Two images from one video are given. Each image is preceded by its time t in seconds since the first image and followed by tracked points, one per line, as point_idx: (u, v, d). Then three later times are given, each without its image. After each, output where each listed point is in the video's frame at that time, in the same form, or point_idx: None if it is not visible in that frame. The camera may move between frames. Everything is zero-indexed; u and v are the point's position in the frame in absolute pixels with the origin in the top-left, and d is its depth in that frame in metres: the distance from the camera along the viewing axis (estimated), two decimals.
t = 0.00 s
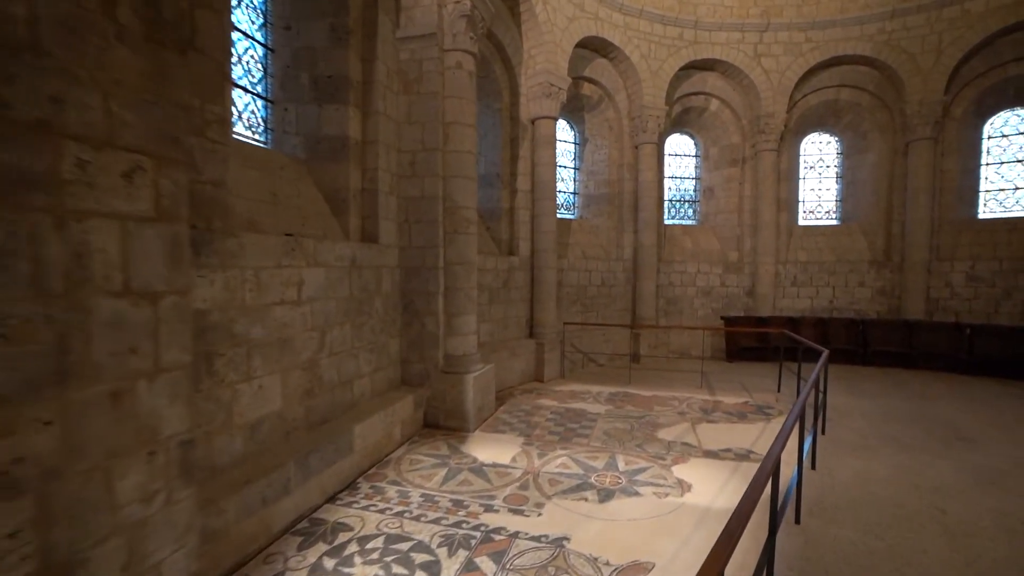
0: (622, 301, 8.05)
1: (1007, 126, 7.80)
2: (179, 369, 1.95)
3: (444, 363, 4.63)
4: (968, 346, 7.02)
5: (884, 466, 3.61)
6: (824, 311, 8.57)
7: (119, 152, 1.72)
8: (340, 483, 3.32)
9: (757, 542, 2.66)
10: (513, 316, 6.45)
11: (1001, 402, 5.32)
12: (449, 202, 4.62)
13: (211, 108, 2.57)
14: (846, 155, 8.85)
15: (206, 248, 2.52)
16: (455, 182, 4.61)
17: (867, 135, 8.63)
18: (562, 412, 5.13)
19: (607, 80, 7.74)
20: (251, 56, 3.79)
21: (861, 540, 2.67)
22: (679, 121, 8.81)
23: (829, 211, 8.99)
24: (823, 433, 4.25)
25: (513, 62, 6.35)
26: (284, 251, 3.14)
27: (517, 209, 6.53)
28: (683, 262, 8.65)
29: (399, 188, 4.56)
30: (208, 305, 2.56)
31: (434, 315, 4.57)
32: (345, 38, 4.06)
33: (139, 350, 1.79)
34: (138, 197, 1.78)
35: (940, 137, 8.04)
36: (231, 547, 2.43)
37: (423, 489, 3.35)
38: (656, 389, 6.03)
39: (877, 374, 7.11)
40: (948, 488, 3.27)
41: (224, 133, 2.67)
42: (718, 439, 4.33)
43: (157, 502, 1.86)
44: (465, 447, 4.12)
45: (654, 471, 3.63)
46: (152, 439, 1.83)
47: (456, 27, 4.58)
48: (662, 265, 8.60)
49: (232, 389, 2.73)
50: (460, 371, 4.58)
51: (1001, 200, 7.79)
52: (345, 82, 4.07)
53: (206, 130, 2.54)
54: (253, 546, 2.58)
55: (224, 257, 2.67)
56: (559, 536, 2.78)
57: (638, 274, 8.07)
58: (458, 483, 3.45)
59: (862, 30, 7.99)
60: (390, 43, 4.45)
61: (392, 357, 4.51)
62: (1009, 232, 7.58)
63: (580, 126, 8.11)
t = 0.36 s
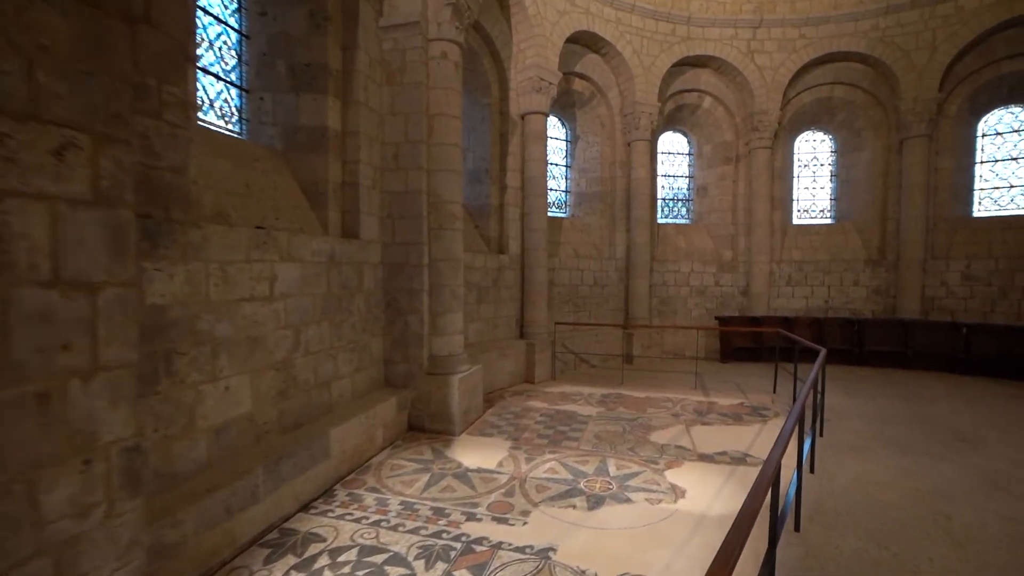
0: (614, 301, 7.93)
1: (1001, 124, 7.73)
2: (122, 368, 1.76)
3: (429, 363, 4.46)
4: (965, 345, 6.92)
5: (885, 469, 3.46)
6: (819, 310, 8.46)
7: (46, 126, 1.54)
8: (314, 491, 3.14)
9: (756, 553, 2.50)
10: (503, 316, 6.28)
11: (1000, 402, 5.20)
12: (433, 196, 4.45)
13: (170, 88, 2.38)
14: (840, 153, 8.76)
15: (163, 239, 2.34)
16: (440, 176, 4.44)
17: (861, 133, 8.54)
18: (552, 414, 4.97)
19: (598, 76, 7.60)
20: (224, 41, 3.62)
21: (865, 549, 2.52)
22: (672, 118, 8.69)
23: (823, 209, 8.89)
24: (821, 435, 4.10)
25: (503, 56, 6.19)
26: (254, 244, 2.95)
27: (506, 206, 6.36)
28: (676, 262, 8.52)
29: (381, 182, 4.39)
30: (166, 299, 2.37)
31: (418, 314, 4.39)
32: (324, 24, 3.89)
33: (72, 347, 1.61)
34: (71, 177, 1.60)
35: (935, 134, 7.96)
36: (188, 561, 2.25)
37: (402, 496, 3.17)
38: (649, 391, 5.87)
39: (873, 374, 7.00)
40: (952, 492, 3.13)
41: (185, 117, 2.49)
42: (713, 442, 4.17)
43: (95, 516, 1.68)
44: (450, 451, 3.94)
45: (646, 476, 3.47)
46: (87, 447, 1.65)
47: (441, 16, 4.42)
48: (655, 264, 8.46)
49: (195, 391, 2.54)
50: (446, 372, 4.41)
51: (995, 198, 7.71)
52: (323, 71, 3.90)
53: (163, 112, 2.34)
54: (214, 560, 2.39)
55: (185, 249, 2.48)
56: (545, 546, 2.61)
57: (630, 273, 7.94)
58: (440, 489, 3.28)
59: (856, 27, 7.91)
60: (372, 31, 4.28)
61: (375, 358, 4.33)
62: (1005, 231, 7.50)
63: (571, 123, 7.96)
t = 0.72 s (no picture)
0: (609, 300, 7.79)
1: (1003, 121, 7.62)
2: (63, 368, 1.60)
3: (416, 363, 4.31)
4: (966, 345, 6.79)
5: (889, 473, 3.32)
6: (818, 310, 8.33)
7: None
8: (290, 498, 2.98)
9: (756, 566, 2.36)
10: (495, 315, 6.13)
11: (1004, 404, 5.08)
12: (421, 191, 4.30)
13: (129, 68, 2.21)
14: (839, 150, 8.63)
15: (121, 229, 2.18)
16: (427, 169, 4.29)
17: (860, 130, 8.42)
18: (545, 415, 4.82)
19: (594, 71, 7.46)
20: (200, 26, 3.45)
21: (870, 560, 2.37)
22: (669, 115, 8.56)
23: (822, 207, 8.76)
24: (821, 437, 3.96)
25: (495, 49, 6.05)
26: (226, 237, 2.79)
27: (499, 202, 6.21)
28: (673, 261, 8.38)
29: (367, 175, 4.24)
30: (126, 294, 2.22)
31: (405, 312, 4.24)
32: (306, 11, 3.73)
33: None
34: None
35: (935, 131, 7.84)
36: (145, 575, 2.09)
37: (384, 503, 3.02)
38: (644, 392, 5.73)
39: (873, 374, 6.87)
40: (960, 497, 2.99)
41: (147, 99, 2.32)
42: (710, 445, 4.03)
43: (28, 531, 1.51)
44: (437, 454, 3.78)
45: (641, 482, 3.31)
46: (18, 454, 1.49)
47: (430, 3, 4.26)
48: (652, 263, 8.33)
49: (158, 392, 2.38)
50: (433, 373, 4.25)
51: (996, 196, 7.60)
52: (306, 59, 3.75)
53: (122, 93, 2.14)
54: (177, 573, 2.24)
55: (147, 240, 2.32)
56: (531, 557, 2.45)
57: (626, 272, 7.79)
58: (424, 495, 3.12)
59: (855, 22, 7.79)
60: (357, 19, 4.13)
61: (359, 357, 4.18)
62: (1006, 229, 7.39)
63: (566, 119, 7.81)
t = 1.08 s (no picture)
0: (605, 291, 7.66)
1: (1010, 106, 7.41)
2: None
3: (403, 354, 4.18)
4: (968, 336, 6.67)
5: (890, 468, 3.21)
6: (818, 300, 8.20)
7: None
8: (267, 494, 2.86)
9: (751, 569, 2.24)
10: (488, 305, 5.99)
11: (1006, 396, 4.97)
12: (408, 176, 4.15)
13: (79, 37, 2.05)
14: (841, 138, 8.46)
15: (74, 211, 2.04)
16: (415, 153, 4.13)
17: (863, 116, 8.24)
18: (537, 407, 4.71)
19: (590, 55, 7.26)
20: None
21: (870, 560, 2.26)
22: (668, 101, 8.37)
23: (823, 196, 8.60)
24: (820, 431, 3.84)
25: (488, 31, 5.85)
26: (195, 220, 2.64)
27: (492, 189, 6.05)
28: (671, 250, 8.24)
29: (351, 159, 4.08)
30: (80, 280, 2.08)
31: (391, 301, 4.10)
32: None
33: None
34: None
35: (940, 117, 7.64)
36: None
37: (364, 499, 2.90)
38: (639, 383, 5.62)
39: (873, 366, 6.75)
40: (964, 493, 2.87)
41: (100, 72, 2.17)
42: (705, 438, 3.91)
43: None
44: (423, 448, 3.66)
45: (633, 477, 3.20)
46: None
47: None
48: (649, 252, 8.18)
49: (120, 384, 2.25)
50: (421, 364, 4.12)
51: (1002, 184, 7.42)
52: (284, 36, 3.57)
53: (69, 64, 2.02)
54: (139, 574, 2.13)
55: (105, 223, 2.18)
56: (515, 557, 2.34)
57: (623, 262, 7.65)
58: (406, 490, 3.00)
59: (859, 4, 7.58)
60: None
61: (344, 348, 4.05)
62: (1011, 217, 7.22)
63: (562, 105, 7.61)
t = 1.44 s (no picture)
0: (601, 252, 7.50)
1: None
2: None
3: (390, 316, 4.07)
4: (970, 301, 6.57)
5: (884, 434, 3.15)
6: (818, 263, 8.06)
7: None
8: (247, 458, 2.80)
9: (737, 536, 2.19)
10: (480, 266, 5.85)
11: (1004, 361, 4.91)
12: (392, 130, 3.92)
13: None
14: (850, 94, 8.11)
15: (11, 162, 1.87)
16: (399, 106, 3.89)
17: (876, 71, 7.85)
18: (528, 370, 4.64)
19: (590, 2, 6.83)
20: None
21: (859, 528, 2.21)
22: (671, 54, 7.98)
23: (828, 156, 8.33)
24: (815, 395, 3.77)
25: None
26: (156, 174, 2.47)
27: (484, 146, 5.80)
28: (670, 211, 8.04)
29: (331, 111, 3.85)
30: (27, 239, 1.93)
31: (377, 262, 3.96)
32: None
33: None
34: None
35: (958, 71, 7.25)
36: (68, 545, 1.92)
37: (347, 463, 2.84)
38: (633, 346, 5.55)
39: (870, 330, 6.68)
40: (959, 460, 2.81)
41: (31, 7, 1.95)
42: (697, 402, 3.85)
43: None
44: (409, 411, 3.60)
45: (621, 441, 3.14)
46: None
47: None
48: (647, 213, 7.98)
49: (80, 348, 2.14)
50: (408, 327, 4.02)
51: (1017, 142, 7.15)
52: None
53: None
54: (110, 541, 2.08)
55: (50, 176, 2.01)
56: (497, 524, 2.29)
57: (620, 223, 7.46)
58: (390, 455, 2.95)
59: None
60: None
61: (328, 310, 3.93)
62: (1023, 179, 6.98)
63: (559, 57, 7.24)
